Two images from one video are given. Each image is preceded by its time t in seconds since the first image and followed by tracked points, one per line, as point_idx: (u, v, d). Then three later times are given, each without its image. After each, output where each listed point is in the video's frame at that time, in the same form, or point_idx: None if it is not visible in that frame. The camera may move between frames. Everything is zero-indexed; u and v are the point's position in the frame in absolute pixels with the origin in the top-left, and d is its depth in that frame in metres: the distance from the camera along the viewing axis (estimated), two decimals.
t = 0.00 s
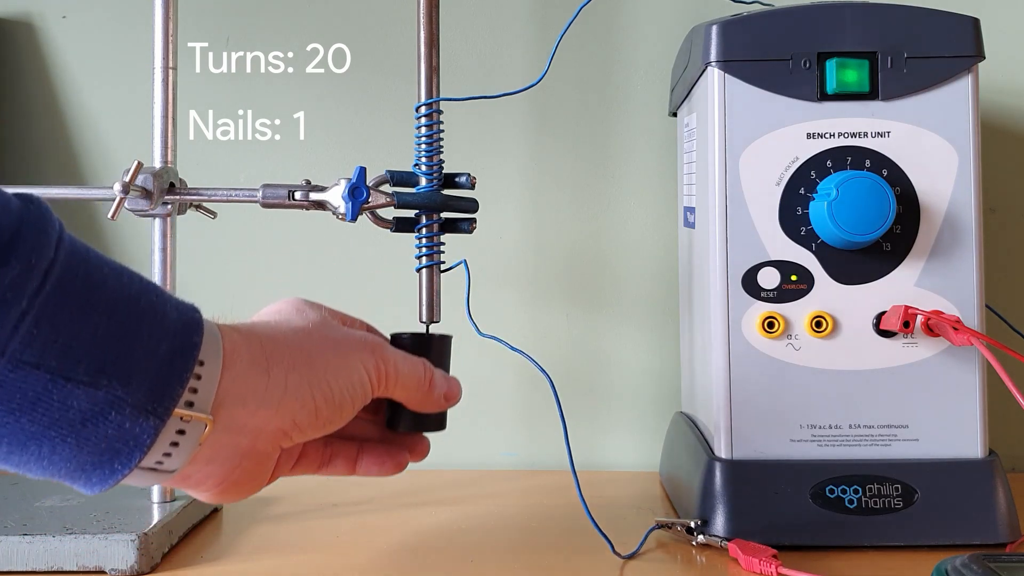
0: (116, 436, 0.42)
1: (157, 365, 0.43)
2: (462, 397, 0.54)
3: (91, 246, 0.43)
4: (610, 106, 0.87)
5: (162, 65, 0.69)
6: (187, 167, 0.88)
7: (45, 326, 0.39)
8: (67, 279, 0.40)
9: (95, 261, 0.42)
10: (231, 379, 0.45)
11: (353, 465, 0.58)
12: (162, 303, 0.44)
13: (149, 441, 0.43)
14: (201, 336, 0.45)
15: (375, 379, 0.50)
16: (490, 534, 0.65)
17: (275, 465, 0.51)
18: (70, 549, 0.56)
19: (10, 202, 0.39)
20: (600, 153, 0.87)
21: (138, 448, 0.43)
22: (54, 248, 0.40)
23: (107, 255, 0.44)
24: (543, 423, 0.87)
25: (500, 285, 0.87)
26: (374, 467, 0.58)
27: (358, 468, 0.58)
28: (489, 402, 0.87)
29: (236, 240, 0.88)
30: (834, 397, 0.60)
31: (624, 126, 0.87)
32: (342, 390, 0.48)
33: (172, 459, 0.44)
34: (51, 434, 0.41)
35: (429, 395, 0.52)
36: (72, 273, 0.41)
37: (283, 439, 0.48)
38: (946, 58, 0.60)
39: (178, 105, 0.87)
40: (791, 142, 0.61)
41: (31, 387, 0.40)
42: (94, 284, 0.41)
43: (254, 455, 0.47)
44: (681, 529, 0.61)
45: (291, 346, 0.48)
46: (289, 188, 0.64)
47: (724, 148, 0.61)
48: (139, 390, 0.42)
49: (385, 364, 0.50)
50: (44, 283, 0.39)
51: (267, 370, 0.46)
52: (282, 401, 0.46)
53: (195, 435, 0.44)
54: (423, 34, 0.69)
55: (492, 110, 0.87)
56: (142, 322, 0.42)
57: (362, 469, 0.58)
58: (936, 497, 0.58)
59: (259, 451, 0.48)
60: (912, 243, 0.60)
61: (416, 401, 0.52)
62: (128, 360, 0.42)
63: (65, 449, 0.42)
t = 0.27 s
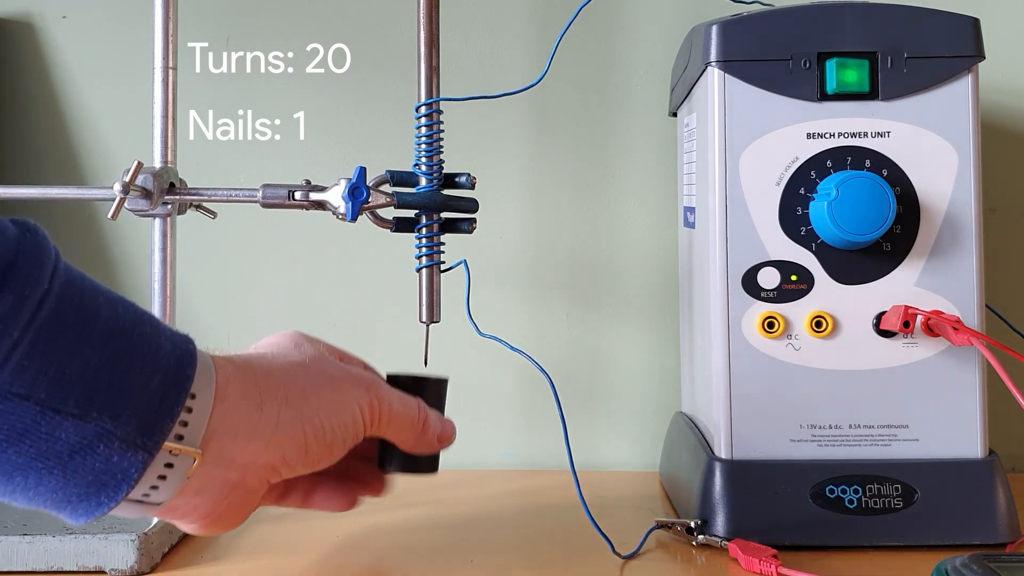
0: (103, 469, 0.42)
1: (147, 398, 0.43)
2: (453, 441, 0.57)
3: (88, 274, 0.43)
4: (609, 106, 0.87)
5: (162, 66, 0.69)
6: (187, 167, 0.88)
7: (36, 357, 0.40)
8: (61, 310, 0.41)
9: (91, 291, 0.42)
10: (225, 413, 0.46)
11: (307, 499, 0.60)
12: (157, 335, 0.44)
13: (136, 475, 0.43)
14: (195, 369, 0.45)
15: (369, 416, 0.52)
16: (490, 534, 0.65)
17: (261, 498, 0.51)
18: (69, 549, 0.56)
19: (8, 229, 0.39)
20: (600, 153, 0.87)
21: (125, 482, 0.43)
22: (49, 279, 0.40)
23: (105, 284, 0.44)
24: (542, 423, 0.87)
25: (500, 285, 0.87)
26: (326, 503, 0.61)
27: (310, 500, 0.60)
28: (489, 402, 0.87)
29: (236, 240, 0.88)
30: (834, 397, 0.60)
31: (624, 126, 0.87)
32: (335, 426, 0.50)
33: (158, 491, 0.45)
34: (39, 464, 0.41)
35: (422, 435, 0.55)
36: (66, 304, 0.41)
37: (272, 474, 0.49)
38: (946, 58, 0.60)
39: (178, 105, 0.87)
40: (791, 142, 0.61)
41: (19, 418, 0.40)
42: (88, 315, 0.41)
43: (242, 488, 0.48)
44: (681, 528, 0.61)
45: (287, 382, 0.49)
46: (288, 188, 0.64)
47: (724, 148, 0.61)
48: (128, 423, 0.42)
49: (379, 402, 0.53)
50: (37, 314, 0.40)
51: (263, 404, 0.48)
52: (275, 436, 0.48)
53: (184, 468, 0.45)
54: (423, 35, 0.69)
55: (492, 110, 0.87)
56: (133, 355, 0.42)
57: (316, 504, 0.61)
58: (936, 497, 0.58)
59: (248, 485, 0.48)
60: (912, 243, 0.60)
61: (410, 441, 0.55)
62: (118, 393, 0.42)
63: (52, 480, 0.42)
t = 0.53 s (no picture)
0: (64, 527, 0.42)
1: (112, 456, 0.43)
2: (425, 517, 0.59)
3: (60, 326, 0.44)
4: (609, 107, 0.87)
5: (162, 65, 0.69)
6: (187, 167, 0.88)
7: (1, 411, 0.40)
8: (30, 364, 0.41)
9: (62, 344, 0.43)
10: (193, 473, 0.47)
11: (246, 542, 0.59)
12: (126, 390, 0.45)
13: (96, 534, 0.43)
14: (164, 427, 0.46)
15: (342, 484, 0.53)
16: (490, 534, 0.65)
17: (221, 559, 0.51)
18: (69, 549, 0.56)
19: None
20: (599, 154, 0.87)
21: (85, 540, 0.43)
22: (19, 332, 0.41)
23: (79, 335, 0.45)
24: (542, 423, 0.87)
25: (500, 285, 0.87)
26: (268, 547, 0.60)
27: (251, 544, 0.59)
28: (489, 401, 0.87)
29: (236, 239, 0.88)
30: (834, 396, 0.60)
31: (624, 126, 0.87)
32: (304, 491, 0.51)
33: (120, 549, 0.45)
34: None
35: (395, 505, 0.56)
36: (35, 358, 0.42)
37: (236, 535, 0.49)
38: (946, 58, 0.60)
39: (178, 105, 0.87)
40: (791, 141, 0.61)
41: None
42: (57, 369, 0.42)
43: (205, 549, 0.48)
44: (681, 528, 0.61)
45: (261, 443, 0.50)
46: (289, 188, 0.64)
47: (724, 148, 0.61)
48: (91, 481, 0.42)
49: (354, 471, 0.53)
50: (4, 368, 0.40)
51: (233, 468, 0.48)
52: (243, 500, 0.48)
53: (146, 526, 0.45)
54: (423, 34, 0.69)
55: (492, 110, 0.87)
56: (101, 411, 0.43)
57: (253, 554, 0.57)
58: (936, 497, 0.58)
59: (211, 546, 0.48)
60: (912, 243, 0.60)
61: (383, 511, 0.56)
62: (83, 450, 0.42)
63: (12, 536, 0.42)
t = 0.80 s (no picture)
0: (46, 546, 0.43)
1: (97, 479, 0.43)
2: (414, 535, 0.59)
3: (48, 342, 0.43)
4: (609, 107, 0.87)
5: (162, 65, 0.69)
6: (187, 167, 0.88)
7: None
8: (17, 385, 0.40)
9: (50, 363, 0.42)
10: (179, 495, 0.47)
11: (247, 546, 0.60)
12: (112, 411, 0.45)
13: (78, 554, 0.44)
14: (150, 448, 0.46)
15: (330, 504, 0.53)
16: (490, 534, 0.65)
17: None
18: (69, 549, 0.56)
19: None
20: (599, 154, 0.87)
21: (66, 559, 0.44)
22: (7, 352, 0.40)
23: (68, 351, 0.45)
24: (542, 423, 0.87)
25: (500, 285, 0.87)
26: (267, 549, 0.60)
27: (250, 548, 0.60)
28: (489, 401, 0.87)
29: (236, 239, 0.88)
30: (834, 396, 0.60)
31: (624, 126, 0.87)
32: (291, 513, 0.51)
33: (101, 568, 0.46)
34: None
35: (385, 524, 0.56)
36: (22, 378, 0.41)
37: (221, 555, 0.49)
38: (946, 58, 0.60)
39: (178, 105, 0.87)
40: (791, 141, 0.61)
41: None
42: (42, 390, 0.41)
43: (189, 567, 0.49)
44: (681, 528, 0.61)
45: (248, 464, 0.50)
46: (289, 188, 0.64)
47: (724, 147, 0.61)
48: (74, 503, 0.42)
49: (342, 492, 0.53)
50: None
51: (219, 490, 0.48)
52: (229, 522, 0.48)
53: (129, 548, 0.45)
54: (423, 34, 0.69)
55: (492, 110, 0.87)
56: (87, 434, 0.43)
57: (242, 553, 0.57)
58: (936, 497, 0.58)
59: (195, 565, 0.49)
60: (912, 243, 0.60)
61: (372, 530, 0.56)
62: (67, 473, 0.42)
63: None
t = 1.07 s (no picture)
0: (49, 547, 0.43)
1: (100, 480, 0.43)
2: (417, 538, 0.59)
3: (54, 341, 0.44)
4: (609, 107, 0.87)
5: (162, 65, 0.69)
6: (187, 167, 0.88)
7: None
8: (23, 384, 0.40)
9: (56, 363, 0.43)
10: (182, 495, 0.47)
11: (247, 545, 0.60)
12: (116, 412, 0.45)
13: (80, 555, 0.44)
14: (154, 449, 0.46)
15: (332, 506, 0.53)
16: (491, 534, 0.65)
17: None
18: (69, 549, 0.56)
19: None
20: (599, 154, 0.87)
21: (68, 559, 0.44)
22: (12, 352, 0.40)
23: (74, 351, 0.45)
24: (542, 423, 0.87)
25: (500, 285, 0.87)
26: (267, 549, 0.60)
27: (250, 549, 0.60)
28: (489, 401, 0.87)
29: (236, 239, 0.88)
30: (834, 396, 0.60)
31: (624, 126, 0.87)
32: (294, 513, 0.51)
33: (103, 568, 0.45)
34: None
35: (385, 527, 0.56)
36: (28, 378, 0.41)
37: (224, 556, 0.49)
38: (946, 58, 0.60)
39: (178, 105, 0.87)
40: (791, 141, 0.61)
41: None
42: (48, 391, 0.41)
43: (191, 568, 0.48)
44: (681, 528, 0.61)
45: (252, 465, 0.50)
46: (289, 188, 0.64)
47: (724, 148, 0.61)
48: (78, 504, 0.42)
49: (345, 493, 0.53)
50: None
51: (223, 490, 0.48)
52: (232, 521, 0.48)
53: (133, 547, 0.45)
54: (423, 34, 0.69)
55: (492, 111, 0.87)
56: (91, 435, 0.43)
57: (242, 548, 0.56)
58: (936, 497, 0.58)
59: (198, 566, 0.48)
60: (912, 243, 0.60)
61: (374, 531, 0.56)
62: (71, 475, 0.42)
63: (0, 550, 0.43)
